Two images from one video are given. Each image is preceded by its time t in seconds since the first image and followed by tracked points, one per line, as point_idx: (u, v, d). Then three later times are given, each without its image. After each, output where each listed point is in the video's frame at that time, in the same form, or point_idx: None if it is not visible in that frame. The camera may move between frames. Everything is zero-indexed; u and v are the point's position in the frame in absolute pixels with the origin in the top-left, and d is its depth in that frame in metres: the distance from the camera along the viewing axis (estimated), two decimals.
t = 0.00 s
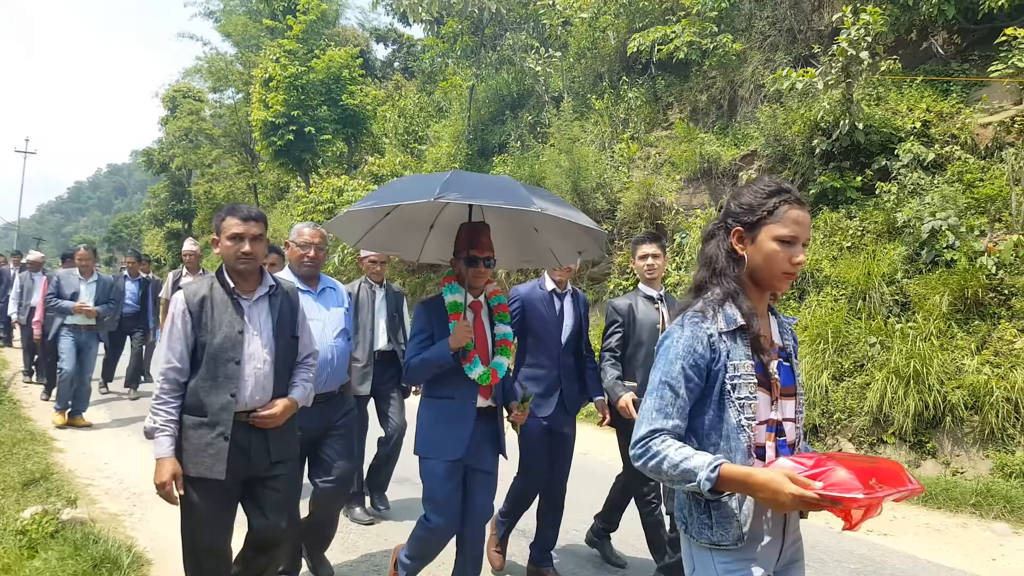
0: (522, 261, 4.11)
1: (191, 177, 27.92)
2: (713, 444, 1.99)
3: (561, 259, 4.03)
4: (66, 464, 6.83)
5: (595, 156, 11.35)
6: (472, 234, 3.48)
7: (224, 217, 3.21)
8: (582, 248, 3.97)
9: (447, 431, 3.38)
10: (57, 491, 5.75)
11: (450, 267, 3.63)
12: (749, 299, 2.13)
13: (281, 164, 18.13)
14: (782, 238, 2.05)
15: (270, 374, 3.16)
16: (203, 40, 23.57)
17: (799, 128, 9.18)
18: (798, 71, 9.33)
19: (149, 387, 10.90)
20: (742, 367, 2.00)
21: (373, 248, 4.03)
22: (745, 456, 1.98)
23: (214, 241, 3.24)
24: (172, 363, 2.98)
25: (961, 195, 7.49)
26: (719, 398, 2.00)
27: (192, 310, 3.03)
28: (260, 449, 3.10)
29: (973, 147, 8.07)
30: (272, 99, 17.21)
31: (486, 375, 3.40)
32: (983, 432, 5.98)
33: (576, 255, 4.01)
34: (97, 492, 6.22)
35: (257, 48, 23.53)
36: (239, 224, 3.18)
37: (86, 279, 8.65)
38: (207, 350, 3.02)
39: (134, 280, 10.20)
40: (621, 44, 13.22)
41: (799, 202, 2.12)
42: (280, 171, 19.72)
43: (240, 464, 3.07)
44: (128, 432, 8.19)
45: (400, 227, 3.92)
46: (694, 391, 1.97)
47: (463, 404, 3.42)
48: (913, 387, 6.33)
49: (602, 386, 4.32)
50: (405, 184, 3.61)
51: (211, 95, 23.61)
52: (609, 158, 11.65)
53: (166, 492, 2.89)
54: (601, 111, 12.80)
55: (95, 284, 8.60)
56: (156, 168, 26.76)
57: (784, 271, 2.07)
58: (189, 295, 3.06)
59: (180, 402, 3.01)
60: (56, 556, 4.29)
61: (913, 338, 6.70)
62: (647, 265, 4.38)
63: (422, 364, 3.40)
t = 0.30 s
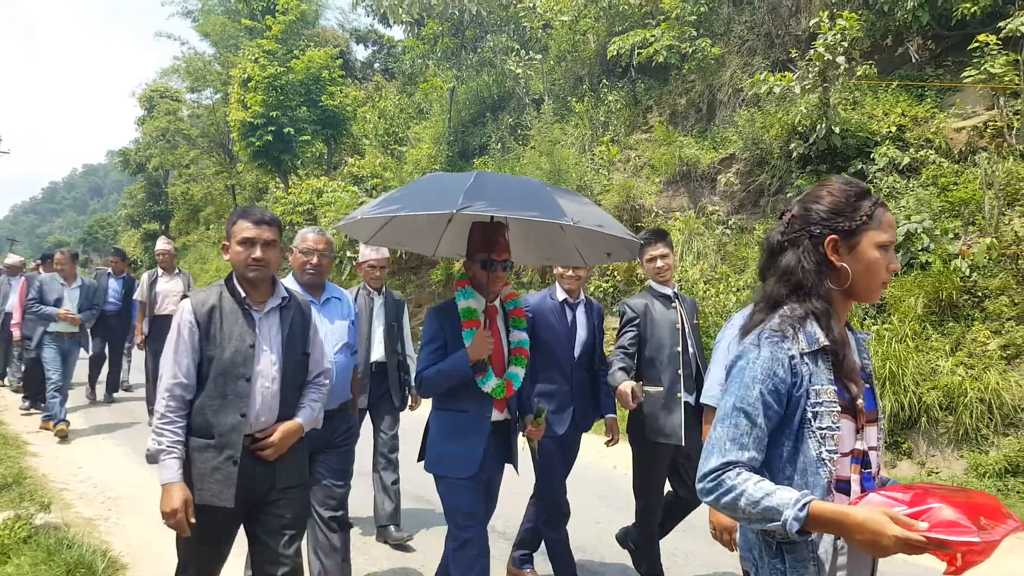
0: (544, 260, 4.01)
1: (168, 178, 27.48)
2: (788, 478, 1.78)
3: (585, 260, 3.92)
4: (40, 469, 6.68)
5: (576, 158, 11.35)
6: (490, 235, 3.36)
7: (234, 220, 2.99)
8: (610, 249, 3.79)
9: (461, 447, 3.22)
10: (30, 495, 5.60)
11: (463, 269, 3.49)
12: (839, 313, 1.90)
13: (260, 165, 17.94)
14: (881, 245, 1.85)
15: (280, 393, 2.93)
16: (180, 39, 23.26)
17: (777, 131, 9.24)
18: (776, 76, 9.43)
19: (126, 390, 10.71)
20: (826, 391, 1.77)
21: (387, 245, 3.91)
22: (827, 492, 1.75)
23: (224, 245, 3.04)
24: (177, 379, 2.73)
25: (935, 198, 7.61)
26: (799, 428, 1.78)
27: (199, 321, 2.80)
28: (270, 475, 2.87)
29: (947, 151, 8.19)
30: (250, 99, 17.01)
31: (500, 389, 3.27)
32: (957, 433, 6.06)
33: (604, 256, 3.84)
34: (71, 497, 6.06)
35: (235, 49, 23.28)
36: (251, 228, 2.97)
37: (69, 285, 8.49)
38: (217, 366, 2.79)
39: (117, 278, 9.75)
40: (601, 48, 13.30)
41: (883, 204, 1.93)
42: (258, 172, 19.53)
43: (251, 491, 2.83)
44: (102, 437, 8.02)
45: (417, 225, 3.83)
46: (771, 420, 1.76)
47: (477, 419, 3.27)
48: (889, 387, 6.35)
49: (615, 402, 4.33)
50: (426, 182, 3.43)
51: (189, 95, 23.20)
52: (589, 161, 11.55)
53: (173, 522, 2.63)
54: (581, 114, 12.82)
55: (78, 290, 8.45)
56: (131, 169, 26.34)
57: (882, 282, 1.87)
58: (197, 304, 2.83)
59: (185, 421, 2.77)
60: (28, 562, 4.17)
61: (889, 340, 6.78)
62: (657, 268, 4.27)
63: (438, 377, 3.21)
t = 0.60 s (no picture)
0: (570, 266, 3.72)
1: (151, 181, 26.84)
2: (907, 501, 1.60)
3: (615, 262, 3.61)
4: (20, 472, 6.58)
5: (560, 159, 11.31)
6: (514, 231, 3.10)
7: (268, 217, 2.90)
8: (643, 245, 3.46)
9: (492, 464, 2.90)
10: (10, 498, 5.51)
11: (482, 272, 3.25)
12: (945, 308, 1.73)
13: (242, 166, 17.75)
14: (993, 230, 1.69)
15: (319, 399, 2.79)
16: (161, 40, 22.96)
17: (759, 133, 9.36)
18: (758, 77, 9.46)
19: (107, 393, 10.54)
20: (943, 399, 1.61)
21: (399, 253, 3.56)
22: (952, 513, 1.58)
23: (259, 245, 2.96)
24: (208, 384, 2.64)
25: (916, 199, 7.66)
26: (916, 441, 1.60)
27: (234, 324, 2.70)
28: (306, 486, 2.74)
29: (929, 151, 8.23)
30: (231, 99, 16.80)
31: (532, 399, 3.00)
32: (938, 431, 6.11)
33: (636, 254, 3.51)
34: (53, 499, 5.96)
35: (217, 49, 22.99)
36: (286, 225, 2.87)
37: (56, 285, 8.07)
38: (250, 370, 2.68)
39: (103, 283, 9.67)
40: (584, 49, 13.32)
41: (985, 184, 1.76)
42: (240, 174, 19.33)
43: (289, 505, 2.69)
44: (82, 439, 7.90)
45: (434, 230, 3.51)
46: (887, 434, 1.59)
47: (508, 432, 2.96)
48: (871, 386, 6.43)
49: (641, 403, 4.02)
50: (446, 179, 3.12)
51: (171, 96, 22.76)
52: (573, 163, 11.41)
53: (197, 538, 2.56)
54: (565, 115, 12.78)
55: (67, 291, 8.00)
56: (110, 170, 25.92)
57: (991, 270, 1.70)
58: (231, 305, 2.73)
59: (216, 431, 2.69)
60: (10, 566, 4.10)
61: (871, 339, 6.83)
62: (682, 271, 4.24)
63: (463, 390, 2.93)
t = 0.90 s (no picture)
0: (609, 258, 3.54)
1: (141, 180, 26.75)
2: None
3: (662, 256, 3.44)
4: (9, 472, 6.51)
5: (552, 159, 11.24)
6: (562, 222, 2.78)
7: (302, 213, 2.64)
8: (696, 238, 3.31)
9: (535, 483, 2.62)
10: None
11: (524, 268, 2.93)
12: None
13: (233, 166, 17.64)
14: None
15: (359, 410, 2.58)
16: (152, 39, 22.81)
17: (750, 134, 9.36)
18: (750, 79, 9.51)
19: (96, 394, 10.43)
20: None
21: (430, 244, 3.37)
22: None
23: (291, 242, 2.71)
24: (237, 396, 2.42)
25: (907, 200, 7.69)
26: None
27: (265, 329, 2.46)
28: (343, 502, 2.57)
29: (918, 153, 8.31)
30: (223, 99, 16.70)
31: (579, 410, 2.72)
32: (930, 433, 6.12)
33: (687, 247, 3.37)
34: (42, 501, 5.88)
35: (208, 49, 22.87)
36: (321, 223, 2.61)
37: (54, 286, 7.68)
38: (283, 381, 2.45)
39: (98, 283, 9.46)
40: (576, 49, 13.32)
41: None
42: (232, 174, 19.21)
43: (322, 526, 2.50)
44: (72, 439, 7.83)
45: (471, 220, 3.28)
46: None
47: (553, 445, 2.67)
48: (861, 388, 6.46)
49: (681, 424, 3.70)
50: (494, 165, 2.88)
51: (162, 95, 22.60)
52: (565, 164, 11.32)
53: (225, 563, 2.37)
54: (557, 116, 12.75)
55: (62, 293, 7.59)
56: (101, 170, 25.73)
57: None
58: (260, 308, 2.49)
59: (243, 445, 2.47)
60: None
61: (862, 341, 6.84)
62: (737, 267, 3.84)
63: (506, 398, 2.62)
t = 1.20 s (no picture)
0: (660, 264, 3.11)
1: (132, 179, 26.61)
2: None
3: (724, 260, 3.04)
4: None
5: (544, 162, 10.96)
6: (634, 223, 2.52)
7: (330, 207, 2.38)
8: (764, 239, 2.94)
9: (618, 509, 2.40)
10: None
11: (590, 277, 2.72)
12: None
13: (224, 166, 17.57)
14: None
15: (396, 422, 2.41)
16: (143, 38, 22.69)
17: (741, 135, 9.37)
18: (741, 81, 9.57)
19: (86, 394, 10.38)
20: None
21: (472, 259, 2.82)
22: None
23: (313, 241, 2.44)
24: (258, 416, 2.23)
25: (897, 202, 7.74)
26: None
27: (288, 342, 2.27)
28: (379, 523, 2.39)
29: (908, 155, 8.36)
30: (214, 99, 16.60)
31: (668, 426, 2.49)
32: (919, 433, 6.18)
33: (754, 249, 2.98)
34: (31, 502, 5.84)
35: (200, 48, 22.78)
36: (353, 221, 2.37)
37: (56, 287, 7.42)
38: (310, 397, 2.25)
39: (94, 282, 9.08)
40: (569, 50, 13.36)
41: None
42: (223, 173, 19.15)
43: (355, 552, 2.33)
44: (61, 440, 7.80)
45: (519, 231, 2.77)
46: None
47: (634, 466, 2.44)
48: (851, 388, 6.50)
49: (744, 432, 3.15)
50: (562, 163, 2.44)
51: (153, 95, 22.50)
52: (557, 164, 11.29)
53: None
54: (549, 117, 12.76)
55: (63, 295, 7.26)
56: (92, 169, 25.56)
57: None
58: (281, 319, 2.29)
59: (264, 471, 2.27)
60: None
61: (852, 341, 6.87)
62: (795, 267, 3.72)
63: (583, 416, 2.37)
